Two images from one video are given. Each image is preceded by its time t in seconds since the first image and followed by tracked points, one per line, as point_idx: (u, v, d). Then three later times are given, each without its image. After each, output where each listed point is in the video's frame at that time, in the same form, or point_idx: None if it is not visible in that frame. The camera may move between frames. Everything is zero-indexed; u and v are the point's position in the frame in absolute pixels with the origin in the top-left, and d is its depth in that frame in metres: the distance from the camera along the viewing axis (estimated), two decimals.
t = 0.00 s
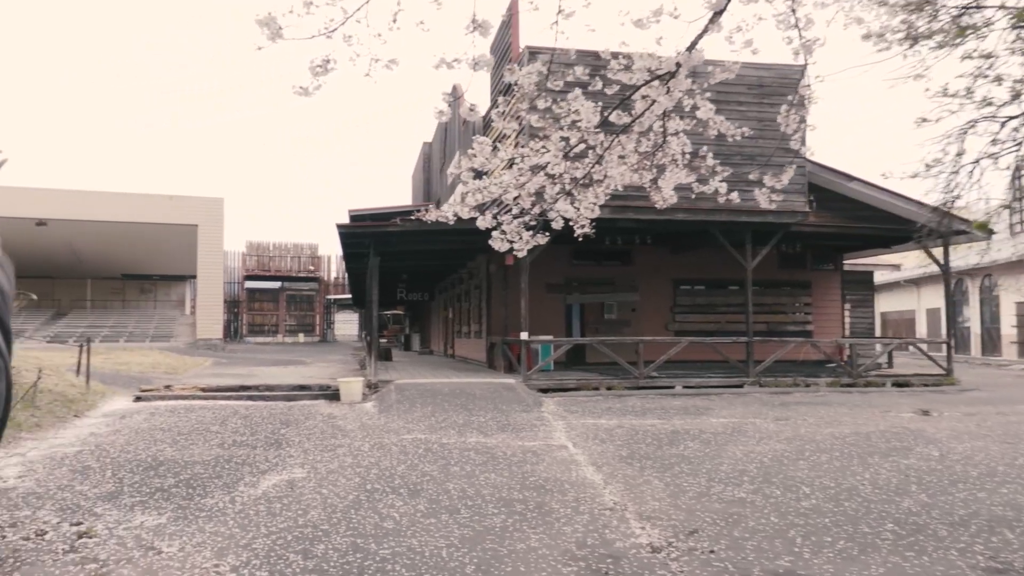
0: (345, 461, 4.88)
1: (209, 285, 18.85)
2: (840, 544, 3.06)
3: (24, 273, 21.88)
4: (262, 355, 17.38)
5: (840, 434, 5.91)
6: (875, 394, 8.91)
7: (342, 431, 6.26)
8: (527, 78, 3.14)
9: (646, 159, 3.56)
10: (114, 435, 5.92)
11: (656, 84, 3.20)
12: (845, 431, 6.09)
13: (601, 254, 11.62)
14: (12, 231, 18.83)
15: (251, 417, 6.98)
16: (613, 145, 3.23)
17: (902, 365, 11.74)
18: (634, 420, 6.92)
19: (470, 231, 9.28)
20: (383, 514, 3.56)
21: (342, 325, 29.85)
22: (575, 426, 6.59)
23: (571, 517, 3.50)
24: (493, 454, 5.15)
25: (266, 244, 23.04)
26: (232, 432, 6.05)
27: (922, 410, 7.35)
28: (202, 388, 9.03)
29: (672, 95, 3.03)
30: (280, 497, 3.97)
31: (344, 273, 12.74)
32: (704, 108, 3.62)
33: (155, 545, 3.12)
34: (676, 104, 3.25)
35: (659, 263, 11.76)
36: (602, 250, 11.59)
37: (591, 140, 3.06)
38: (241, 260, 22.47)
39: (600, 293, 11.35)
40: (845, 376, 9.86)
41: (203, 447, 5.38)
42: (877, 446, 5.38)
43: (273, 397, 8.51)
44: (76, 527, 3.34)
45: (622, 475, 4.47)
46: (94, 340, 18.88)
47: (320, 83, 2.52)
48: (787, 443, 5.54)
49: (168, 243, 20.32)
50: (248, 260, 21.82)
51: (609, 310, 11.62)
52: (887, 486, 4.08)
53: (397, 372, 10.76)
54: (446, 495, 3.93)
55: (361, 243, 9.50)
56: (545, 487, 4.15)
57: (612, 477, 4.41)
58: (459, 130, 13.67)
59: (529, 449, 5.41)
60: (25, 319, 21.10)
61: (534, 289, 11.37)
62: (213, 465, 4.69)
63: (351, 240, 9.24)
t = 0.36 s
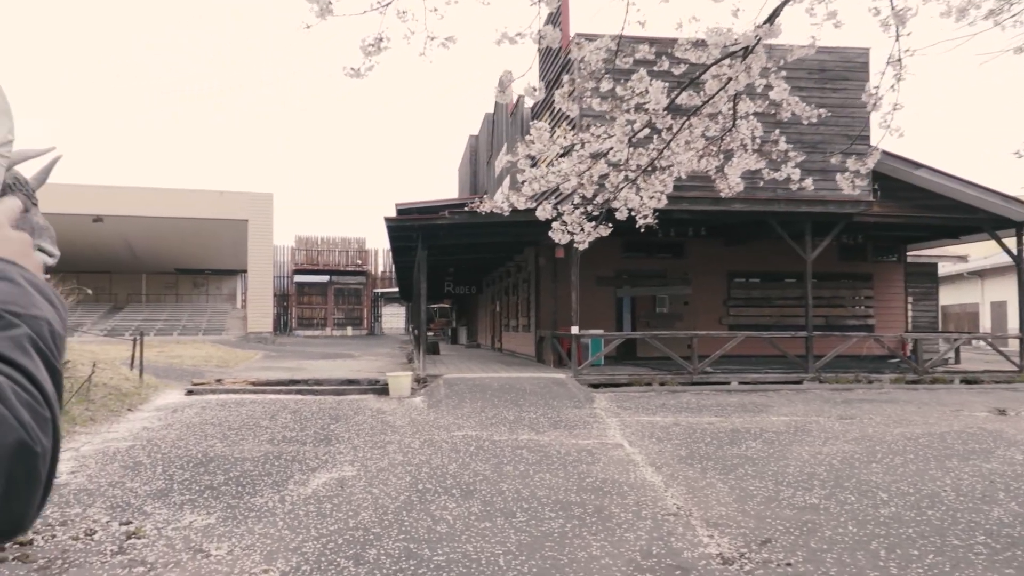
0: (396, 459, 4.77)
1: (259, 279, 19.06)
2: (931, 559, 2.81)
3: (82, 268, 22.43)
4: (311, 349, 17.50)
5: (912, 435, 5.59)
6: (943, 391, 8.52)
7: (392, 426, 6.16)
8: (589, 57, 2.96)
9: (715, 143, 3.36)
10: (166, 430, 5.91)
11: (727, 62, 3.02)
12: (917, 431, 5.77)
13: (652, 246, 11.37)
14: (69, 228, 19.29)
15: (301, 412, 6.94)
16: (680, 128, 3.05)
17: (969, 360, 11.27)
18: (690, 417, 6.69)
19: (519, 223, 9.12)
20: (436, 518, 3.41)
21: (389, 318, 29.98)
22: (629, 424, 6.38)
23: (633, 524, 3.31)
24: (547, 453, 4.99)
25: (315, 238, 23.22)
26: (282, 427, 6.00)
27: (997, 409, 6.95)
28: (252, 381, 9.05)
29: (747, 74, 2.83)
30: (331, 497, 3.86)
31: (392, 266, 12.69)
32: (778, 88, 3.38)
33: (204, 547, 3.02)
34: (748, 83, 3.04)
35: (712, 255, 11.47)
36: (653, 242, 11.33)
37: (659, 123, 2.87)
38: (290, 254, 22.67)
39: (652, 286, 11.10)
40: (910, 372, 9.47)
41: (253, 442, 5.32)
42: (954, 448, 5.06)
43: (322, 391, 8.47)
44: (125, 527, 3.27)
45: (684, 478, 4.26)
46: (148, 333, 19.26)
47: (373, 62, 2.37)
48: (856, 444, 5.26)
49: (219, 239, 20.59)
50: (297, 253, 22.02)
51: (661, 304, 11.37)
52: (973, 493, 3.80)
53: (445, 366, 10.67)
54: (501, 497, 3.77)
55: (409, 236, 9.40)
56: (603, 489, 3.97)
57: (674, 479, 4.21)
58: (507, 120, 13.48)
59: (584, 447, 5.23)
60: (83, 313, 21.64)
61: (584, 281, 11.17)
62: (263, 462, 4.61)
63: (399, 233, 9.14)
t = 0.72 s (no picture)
0: (444, 433, 4.68)
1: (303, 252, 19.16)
2: (1019, 547, 2.62)
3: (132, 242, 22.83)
4: (354, 322, 17.59)
5: (980, 413, 5.33)
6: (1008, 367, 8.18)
7: (437, 399, 6.08)
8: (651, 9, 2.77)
9: (783, 103, 3.16)
10: (213, 401, 5.92)
11: (801, 14, 2.81)
12: (985, 409, 5.50)
13: (700, 217, 11.09)
14: (118, 202, 19.59)
15: (346, 384, 6.91)
16: (748, 85, 2.85)
17: None
18: (743, 393, 6.49)
19: (564, 194, 8.92)
20: (487, 495, 3.31)
21: (431, 290, 30.02)
22: (679, 399, 6.21)
23: (693, 504, 3.16)
24: (597, 428, 4.86)
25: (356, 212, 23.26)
26: (327, 399, 5.96)
27: None
28: (297, 353, 9.07)
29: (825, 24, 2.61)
30: (379, 471, 3.78)
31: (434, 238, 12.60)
32: (852, 43, 3.16)
33: (253, 521, 2.96)
34: (823, 35, 2.82)
35: (762, 227, 11.16)
36: (701, 213, 11.05)
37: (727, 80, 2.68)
38: (332, 228, 22.77)
39: (700, 258, 10.84)
40: (971, 347, 9.12)
41: (299, 414, 5.29)
42: None
43: (367, 363, 8.45)
44: (173, 500, 3.23)
45: (742, 456, 4.09)
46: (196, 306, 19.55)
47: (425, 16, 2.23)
48: (921, 422, 5.03)
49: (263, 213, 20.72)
50: (340, 227, 22.07)
51: (709, 276, 11.12)
52: None
53: (489, 339, 10.59)
54: (552, 474, 3.66)
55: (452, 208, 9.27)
56: (658, 466, 3.83)
57: (731, 457, 4.05)
58: (549, 89, 13.21)
59: (635, 422, 5.07)
60: (133, 286, 22.07)
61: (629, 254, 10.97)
62: (310, 435, 4.56)
63: (442, 205, 9.01)
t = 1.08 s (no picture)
0: (471, 432, 4.52)
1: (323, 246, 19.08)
2: None
3: (152, 236, 22.89)
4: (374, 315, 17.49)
5: None
6: None
7: (461, 397, 5.91)
8: None
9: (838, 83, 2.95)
10: (234, 398, 5.80)
11: None
12: None
13: (727, 209, 10.85)
14: (138, 196, 19.62)
15: (367, 380, 6.78)
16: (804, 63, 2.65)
17: None
18: (777, 390, 6.28)
19: (589, 185, 8.71)
20: (520, 501, 3.14)
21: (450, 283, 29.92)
22: (711, 396, 6.01)
23: (740, 512, 2.97)
24: (629, 427, 4.68)
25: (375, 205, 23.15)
26: (349, 396, 5.82)
27: None
28: (318, 348, 8.96)
29: None
30: (406, 473, 3.63)
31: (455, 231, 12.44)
32: (913, 17, 2.95)
33: (275, 529, 2.81)
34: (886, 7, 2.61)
35: (791, 219, 10.91)
36: (728, 205, 10.82)
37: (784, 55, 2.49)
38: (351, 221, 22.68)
39: (727, 251, 10.61)
40: (1010, 342, 8.84)
41: (321, 412, 5.14)
42: None
43: (389, 358, 8.31)
44: (192, 505, 3.09)
45: (785, 458, 3.89)
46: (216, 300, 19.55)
47: None
48: (969, 422, 4.80)
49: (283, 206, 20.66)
50: (359, 220, 21.97)
51: (736, 270, 10.90)
52: None
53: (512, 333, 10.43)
54: (587, 478, 3.48)
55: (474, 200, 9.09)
56: (698, 470, 3.64)
57: (774, 460, 3.85)
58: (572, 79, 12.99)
59: (668, 421, 4.89)
60: (154, 280, 22.13)
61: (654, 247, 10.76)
62: (333, 435, 4.41)
63: (465, 196, 8.82)
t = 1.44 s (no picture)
0: (482, 434, 4.35)
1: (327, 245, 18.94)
2: None
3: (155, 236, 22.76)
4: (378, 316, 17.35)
5: None
6: None
7: (469, 397, 5.75)
8: None
9: (873, 64, 2.79)
10: (235, 400, 5.64)
11: None
12: None
13: (737, 206, 10.68)
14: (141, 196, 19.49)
15: (373, 381, 6.61)
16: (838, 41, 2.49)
17: None
18: (793, 390, 6.11)
19: (598, 181, 8.55)
20: (537, 508, 2.97)
21: (453, 284, 29.77)
22: (727, 396, 5.83)
23: (771, 521, 2.80)
24: (646, 429, 4.51)
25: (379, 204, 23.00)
26: (354, 397, 5.65)
27: None
28: (322, 348, 8.80)
29: None
30: (415, 478, 3.46)
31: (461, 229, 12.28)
32: None
33: (277, 540, 2.63)
34: None
35: (802, 215, 10.73)
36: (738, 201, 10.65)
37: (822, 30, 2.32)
38: (355, 221, 22.52)
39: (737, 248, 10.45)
40: None
41: (326, 414, 4.98)
42: None
43: (394, 358, 8.14)
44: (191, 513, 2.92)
45: (812, 462, 3.71)
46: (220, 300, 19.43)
47: None
48: (997, 422, 4.63)
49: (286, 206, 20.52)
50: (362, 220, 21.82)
51: (746, 267, 10.73)
52: None
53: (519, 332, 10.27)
54: (606, 483, 3.31)
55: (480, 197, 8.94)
56: (722, 474, 3.47)
57: (800, 464, 3.68)
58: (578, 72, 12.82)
59: (685, 422, 4.72)
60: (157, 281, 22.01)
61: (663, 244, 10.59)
62: (338, 438, 4.25)
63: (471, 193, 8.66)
